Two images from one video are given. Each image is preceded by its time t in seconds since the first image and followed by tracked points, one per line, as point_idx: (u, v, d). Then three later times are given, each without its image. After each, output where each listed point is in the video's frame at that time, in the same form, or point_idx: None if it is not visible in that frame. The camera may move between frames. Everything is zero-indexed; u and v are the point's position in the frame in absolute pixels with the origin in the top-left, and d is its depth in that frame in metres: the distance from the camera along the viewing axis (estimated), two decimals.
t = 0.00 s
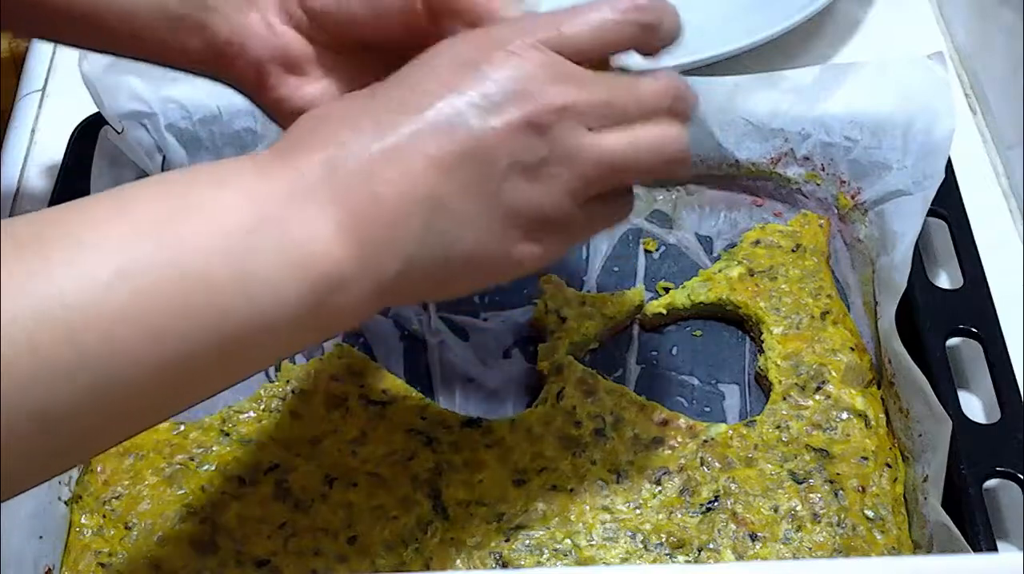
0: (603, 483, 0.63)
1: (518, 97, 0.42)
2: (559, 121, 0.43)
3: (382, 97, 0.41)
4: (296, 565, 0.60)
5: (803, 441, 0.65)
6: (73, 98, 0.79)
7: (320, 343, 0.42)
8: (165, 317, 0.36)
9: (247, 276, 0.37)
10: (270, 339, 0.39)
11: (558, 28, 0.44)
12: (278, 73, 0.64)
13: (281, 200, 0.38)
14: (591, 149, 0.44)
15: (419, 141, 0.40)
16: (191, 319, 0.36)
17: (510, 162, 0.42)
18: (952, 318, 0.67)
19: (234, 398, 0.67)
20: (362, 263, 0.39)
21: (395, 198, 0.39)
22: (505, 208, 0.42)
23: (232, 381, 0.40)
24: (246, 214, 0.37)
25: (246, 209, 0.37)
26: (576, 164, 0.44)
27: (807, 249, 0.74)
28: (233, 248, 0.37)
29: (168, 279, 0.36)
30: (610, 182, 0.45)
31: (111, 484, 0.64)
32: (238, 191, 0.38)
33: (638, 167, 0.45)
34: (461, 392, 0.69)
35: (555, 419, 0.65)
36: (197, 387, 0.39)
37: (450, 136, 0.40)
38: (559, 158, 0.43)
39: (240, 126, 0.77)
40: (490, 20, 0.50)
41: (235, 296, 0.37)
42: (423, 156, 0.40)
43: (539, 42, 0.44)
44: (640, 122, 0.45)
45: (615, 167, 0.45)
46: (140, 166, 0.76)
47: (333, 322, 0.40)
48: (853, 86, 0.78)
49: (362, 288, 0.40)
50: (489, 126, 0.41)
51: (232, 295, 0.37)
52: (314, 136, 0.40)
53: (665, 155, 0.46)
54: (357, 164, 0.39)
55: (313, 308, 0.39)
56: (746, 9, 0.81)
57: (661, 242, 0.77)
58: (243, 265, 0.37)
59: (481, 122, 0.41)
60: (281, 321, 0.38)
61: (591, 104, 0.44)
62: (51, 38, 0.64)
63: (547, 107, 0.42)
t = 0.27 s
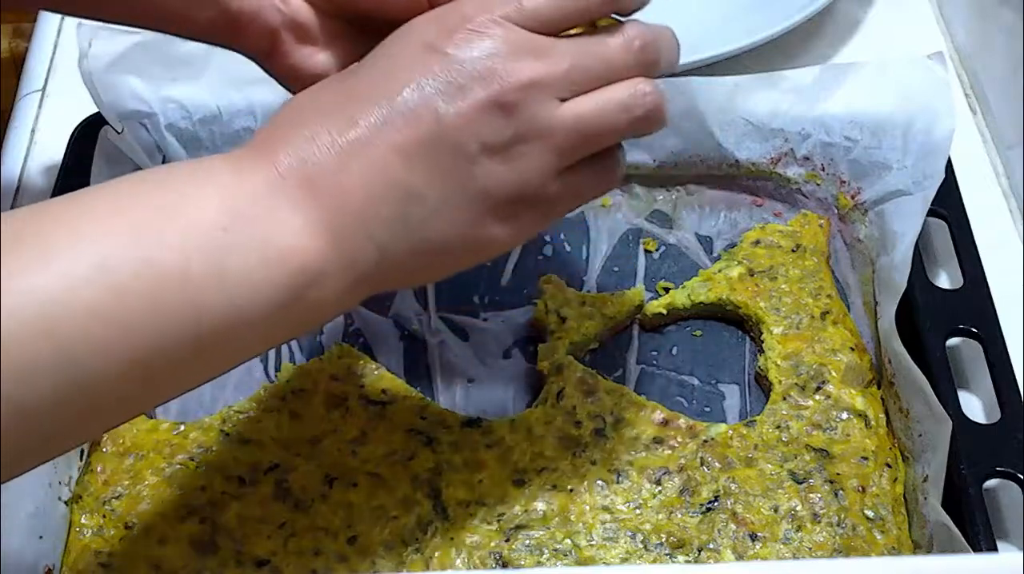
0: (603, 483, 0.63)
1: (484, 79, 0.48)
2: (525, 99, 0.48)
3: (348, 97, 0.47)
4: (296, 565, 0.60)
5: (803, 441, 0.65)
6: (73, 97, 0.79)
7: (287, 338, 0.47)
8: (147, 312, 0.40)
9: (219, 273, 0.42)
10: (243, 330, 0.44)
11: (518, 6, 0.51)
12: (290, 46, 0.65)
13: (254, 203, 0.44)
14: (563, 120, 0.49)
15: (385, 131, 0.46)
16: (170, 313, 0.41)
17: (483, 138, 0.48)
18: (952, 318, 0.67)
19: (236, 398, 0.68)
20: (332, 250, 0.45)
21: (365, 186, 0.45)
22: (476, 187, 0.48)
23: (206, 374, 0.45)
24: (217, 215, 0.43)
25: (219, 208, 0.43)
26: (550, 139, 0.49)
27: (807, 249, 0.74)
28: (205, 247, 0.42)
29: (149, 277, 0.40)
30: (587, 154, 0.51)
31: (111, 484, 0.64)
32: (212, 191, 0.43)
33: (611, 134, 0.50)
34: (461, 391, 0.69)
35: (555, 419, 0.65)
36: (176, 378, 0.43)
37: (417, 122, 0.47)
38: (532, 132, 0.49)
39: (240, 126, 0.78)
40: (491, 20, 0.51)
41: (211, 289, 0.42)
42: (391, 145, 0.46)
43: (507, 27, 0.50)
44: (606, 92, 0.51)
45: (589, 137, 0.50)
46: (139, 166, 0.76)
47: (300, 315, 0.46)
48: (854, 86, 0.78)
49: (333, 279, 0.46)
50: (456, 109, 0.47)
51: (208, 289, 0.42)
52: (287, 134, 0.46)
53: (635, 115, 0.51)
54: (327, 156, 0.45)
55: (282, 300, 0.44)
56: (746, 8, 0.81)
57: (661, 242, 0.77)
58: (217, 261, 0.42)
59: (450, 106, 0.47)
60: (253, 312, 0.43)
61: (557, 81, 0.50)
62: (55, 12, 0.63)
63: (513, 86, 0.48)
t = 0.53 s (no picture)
0: (603, 484, 0.63)
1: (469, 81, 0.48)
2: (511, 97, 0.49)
3: (333, 98, 0.48)
4: (296, 565, 0.60)
5: (803, 441, 0.65)
6: (73, 97, 0.79)
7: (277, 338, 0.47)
8: (133, 315, 0.40)
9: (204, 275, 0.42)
10: (232, 332, 0.44)
11: (505, 7, 0.51)
12: (284, 45, 0.65)
13: (242, 205, 0.44)
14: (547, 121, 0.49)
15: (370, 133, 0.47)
16: (156, 316, 0.41)
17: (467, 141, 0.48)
18: (952, 318, 0.67)
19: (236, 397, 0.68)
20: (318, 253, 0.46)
21: (349, 189, 0.46)
22: (460, 188, 0.48)
23: (198, 374, 0.45)
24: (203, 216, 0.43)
25: (207, 209, 0.43)
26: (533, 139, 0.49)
27: (807, 249, 0.74)
28: (191, 250, 0.42)
29: (135, 278, 0.40)
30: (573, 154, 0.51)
31: (111, 484, 0.64)
32: (198, 193, 0.43)
33: (596, 134, 0.50)
34: (461, 391, 0.69)
35: (555, 419, 0.65)
36: (165, 380, 0.43)
37: (403, 126, 0.47)
38: (514, 134, 0.49)
39: (240, 127, 0.77)
40: (490, 21, 0.50)
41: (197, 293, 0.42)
42: (376, 148, 0.46)
43: (493, 27, 0.50)
44: (593, 92, 0.50)
45: (574, 137, 0.50)
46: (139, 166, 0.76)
47: (288, 317, 0.46)
48: (854, 86, 0.78)
49: (318, 281, 0.46)
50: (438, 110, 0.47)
51: (197, 290, 0.42)
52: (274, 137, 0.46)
53: (622, 116, 0.50)
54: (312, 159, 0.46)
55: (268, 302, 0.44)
56: (746, 9, 0.81)
57: (661, 242, 0.77)
58: (203, 263, 0.42)
59: (435, 109, 0.47)
60: (240, 314, 0.43)
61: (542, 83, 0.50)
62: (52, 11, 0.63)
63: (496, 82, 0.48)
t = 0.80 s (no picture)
0: (603, 484, 0.63)
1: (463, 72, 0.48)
2: (508, 95, 0.49)
3: (326, 90, 0.48)
4: (296, 565, 0.60)
5: (803, 441, 0.65)
6: (73, 97, 0.79)
7: (270, 331, 0.47)
8: (127, 311, 0.40)
9: (199, 270, 0.42)
10: (226, 325, 0.44)
11: None
12: (283, 42, 0.65)
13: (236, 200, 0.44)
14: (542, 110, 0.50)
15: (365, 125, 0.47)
16: (151, 311, 0.41)
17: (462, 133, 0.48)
18: (952, 318, 0.67)
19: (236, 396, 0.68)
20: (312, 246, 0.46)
21: (343, 181, 0.46)
22: (456, 178, 0.48)
23: (192, 367, 0.45)
24: (197, 210, 0.43)
25: (201, 204, 0.43)
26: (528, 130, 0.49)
27: (807, 248, 0.74)
28: (185, 244, 0.42)
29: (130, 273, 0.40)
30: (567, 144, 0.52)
31: (111, 484, 0.64)
32: (192, 187, 0.43)
33: (590, 124, 0.51)
34: (461, 390, 0.69)
35: (555, 419, 0.66)
36: (160, 374, 0.43)
37: (397, 117, 0.47)
38: (509, 124, 0.49)
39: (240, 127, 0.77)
40: (491, 20, 0.50)
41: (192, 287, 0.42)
42: (371, 140, 0.47)
43: (487, 18, 0.50)
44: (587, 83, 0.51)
45: (569, 127, 0.50)
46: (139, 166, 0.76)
47: (281, 309, 0.46)
48: (854, 85, 0.78)
49: (312, 274, 0.46)
50: (434, 102, 0.47)
51: (189, 285, 0.42)
52: (268, 129, 0.46)
53: (616, 106, 0.51)
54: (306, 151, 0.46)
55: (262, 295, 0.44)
56: (746, 8, 0.81)
57: (661, 242, 0.77)
58: (198, 258, 0.42)
59: (429, 98, 0.47)
60: (235, 307, 0.43)
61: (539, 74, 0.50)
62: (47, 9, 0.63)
63: (494, 78, 0.48)
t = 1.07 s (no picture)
0: (603, 484, 0.63)
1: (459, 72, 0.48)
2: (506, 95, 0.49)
3: (322, 88, 0.48)
4: (295, 565, 0.60)
5: (803, 441, 0.65)
6: (73, 98, 0.79)
7: (266, 330, 0.47)
8: (125, 312, 0.40)
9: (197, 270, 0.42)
10: (224, 325, 0.44)
11: None
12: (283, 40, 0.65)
13: (232, 200, 0.44)
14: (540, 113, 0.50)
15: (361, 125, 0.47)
16: (149, 311, 0.41)
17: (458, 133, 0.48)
18: (952, 318, 0.67)
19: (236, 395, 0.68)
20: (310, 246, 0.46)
21: (339, 181, 0.46)
22: (451, 178, 0.49)
23: (191, 365, 0.45)
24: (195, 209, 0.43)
25: (198, 203, 0.43)
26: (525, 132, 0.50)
27: (807, 248, 0.74)
28: (183, 244, 0.42)
29: (128, 273, 0.40)
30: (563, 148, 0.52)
31: (111, 484, 0.64)
32: (188, 186, 0.43)
33: (586, 129, 0.51)
34: (461, 390, 0.69)
35: (555, 419, 0.66)
36: (157, 373, 0.43)
37: (393, 117, 0.47)
38: (506, 125, 0.49)
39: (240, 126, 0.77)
40: (491, 20, 0.50)
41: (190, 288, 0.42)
42: (367, 141, 0.47)
43: (481, 16, 0.50)
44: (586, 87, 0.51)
45: (564, 131, 0.51)
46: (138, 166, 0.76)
47: (278, 309, 0.46)
48: (854, 85, 0.78)
49: (310, 275, 0.46)
50: (431, 103, 0.48)
51: (187, 285, 0.42)
52: (263, 127, 0.46)
53: (613, 113, 0.51)
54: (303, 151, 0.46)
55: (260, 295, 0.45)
56: (746, 8, 0.81)
57: (661, 242, 0.77)
58: (196, 258, 0.42)
59: (425, 99, 0.48)
60: (233, 307, 0.44)
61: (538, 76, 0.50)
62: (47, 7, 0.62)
63: (492, 78, 0.49)
